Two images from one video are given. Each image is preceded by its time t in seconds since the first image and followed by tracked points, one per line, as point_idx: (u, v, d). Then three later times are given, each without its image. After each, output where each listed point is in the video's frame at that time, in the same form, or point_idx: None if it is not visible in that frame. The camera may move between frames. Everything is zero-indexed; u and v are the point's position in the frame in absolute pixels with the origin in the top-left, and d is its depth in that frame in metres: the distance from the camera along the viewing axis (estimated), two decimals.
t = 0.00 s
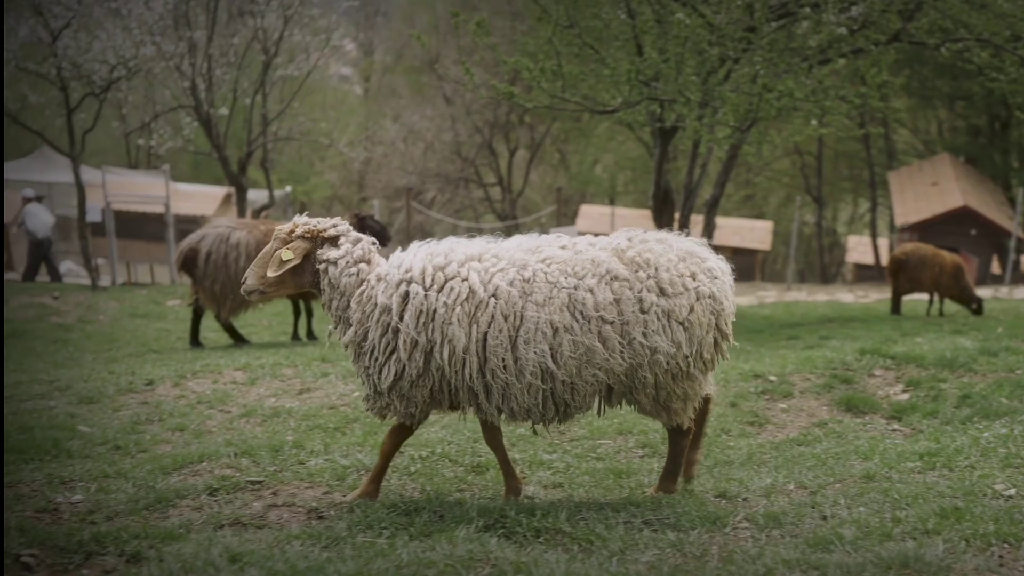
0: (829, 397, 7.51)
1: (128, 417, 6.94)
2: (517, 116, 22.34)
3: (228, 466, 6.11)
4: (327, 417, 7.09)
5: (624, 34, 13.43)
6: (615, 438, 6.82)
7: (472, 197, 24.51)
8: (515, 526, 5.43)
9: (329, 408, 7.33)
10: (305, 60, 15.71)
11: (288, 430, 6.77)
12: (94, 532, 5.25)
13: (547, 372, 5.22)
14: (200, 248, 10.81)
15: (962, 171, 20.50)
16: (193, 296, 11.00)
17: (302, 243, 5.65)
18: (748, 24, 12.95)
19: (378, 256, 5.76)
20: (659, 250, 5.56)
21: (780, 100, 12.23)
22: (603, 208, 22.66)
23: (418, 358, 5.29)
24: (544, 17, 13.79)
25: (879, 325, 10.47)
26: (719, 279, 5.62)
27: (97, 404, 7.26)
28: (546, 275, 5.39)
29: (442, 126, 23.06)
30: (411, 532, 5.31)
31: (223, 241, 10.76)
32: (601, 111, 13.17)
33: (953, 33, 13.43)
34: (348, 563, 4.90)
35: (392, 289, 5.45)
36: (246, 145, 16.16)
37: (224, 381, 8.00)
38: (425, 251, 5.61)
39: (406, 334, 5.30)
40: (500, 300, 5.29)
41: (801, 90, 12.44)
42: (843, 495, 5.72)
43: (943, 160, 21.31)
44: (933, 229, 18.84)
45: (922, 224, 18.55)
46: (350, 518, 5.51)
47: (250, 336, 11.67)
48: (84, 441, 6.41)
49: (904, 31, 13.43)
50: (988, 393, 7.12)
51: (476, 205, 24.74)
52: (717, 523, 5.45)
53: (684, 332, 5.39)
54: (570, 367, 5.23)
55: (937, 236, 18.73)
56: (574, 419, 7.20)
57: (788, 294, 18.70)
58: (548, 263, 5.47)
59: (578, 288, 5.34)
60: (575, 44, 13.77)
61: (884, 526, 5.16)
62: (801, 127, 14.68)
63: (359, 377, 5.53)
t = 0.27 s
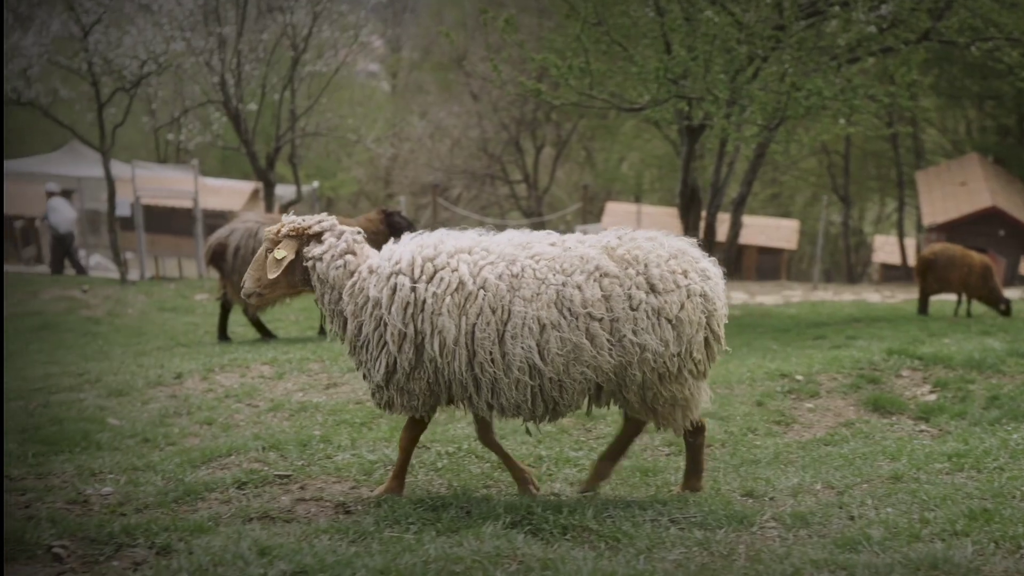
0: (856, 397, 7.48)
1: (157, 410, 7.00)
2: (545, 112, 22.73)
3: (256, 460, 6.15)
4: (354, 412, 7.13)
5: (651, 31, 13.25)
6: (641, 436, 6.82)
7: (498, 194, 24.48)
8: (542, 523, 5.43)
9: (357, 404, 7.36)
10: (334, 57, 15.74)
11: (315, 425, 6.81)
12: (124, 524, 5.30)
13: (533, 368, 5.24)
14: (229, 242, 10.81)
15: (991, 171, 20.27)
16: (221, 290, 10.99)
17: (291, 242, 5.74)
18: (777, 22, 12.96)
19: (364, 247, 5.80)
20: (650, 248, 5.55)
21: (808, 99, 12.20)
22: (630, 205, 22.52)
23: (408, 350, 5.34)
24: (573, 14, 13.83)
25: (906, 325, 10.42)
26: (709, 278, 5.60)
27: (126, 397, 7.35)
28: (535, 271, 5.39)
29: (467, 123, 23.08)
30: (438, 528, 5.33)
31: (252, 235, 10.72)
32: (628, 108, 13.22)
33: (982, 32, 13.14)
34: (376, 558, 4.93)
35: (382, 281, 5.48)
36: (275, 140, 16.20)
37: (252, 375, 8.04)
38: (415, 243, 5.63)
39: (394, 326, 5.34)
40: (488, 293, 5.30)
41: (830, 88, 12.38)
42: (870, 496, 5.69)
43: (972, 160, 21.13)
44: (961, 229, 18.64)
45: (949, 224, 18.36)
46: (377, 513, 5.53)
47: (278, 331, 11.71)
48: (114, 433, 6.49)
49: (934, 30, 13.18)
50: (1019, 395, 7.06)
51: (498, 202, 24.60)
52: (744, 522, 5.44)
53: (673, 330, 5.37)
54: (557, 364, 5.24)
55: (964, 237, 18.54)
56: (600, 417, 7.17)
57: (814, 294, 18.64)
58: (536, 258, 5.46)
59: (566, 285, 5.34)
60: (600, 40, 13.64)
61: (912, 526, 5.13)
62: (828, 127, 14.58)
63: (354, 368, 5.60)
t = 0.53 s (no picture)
0: (878, 396, 7.46)
1: (181, 407, 7.05)
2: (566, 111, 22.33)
3: (280, 457, 6.18)
4: (376, 410, 7.15)
5: (673, 30, 13.48)
6: (663, 435, 6.79)
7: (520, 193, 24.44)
8: (564, 522, 5.43)
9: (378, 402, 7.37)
10: (356, 56, 15.76)
11: (337, 422, 6.84)
12: (149, 520, 5.33)
13: (526, 363, 5.17)
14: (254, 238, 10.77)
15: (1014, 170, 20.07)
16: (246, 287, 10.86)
17: (275, 245, 5.81)
18: (799, 20, 12.90)
19: (349, 239, 5.80)
20: (652, 253, 5.48)
21: (830, 97, 12.17)
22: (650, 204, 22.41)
23: (399, 341, 5.30)
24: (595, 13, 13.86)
25: (928, 325, 10.37)
26: (708, 288, 5.54)
27: (150, 394, 7.39)
28: (533, 266, 5.33)
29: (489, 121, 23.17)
30: (461, 526, 5.34)
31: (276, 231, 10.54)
32: (650, 107, 13.30)
33: (1008, 30, 12.74)
34: (400, 555, 4.94)
35: (374, 273, 5.45)
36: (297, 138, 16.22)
37: (275, 373, 8.07)
38: (408, 234, 5.59)
39: (385, 316, 5.31)
40: (482, 285, 5.25)
41: (852, 87, 12.32)
42: (894, 496, 5.66)
43: (995, 159, 20.87)
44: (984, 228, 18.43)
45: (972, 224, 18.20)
46: (400, 511, 5.54)
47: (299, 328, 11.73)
48: (138, 430, 6.53)
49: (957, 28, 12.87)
50: None
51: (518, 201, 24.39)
52: (767, 522, 5.42)
53: (670, 337, 5.29)
54: (550, 362, 5.17)
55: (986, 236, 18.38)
56: (620, 418, 7.11)
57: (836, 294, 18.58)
58: (535, 253, 5.40)
59: (565, 283, 5.27)
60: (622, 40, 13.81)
61: (936, 526, 5.11)
62: (850, 125, 14.47)
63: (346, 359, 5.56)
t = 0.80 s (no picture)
0: (900, 397, 7.44)
1: (204, 403, 7.08)
2: (586, 110, 21.92)
3: (302, 454, 6.21)
4: (397, 409, 7.20)
5: (695, 30, 13.56)
6: (684, 434, 6.76)
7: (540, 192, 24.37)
8: (586, 520, 5.44)
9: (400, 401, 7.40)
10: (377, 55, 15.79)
11: (359, 420, 6.89)
12: (173, 517, 5.36)
13: (518, 361, 5.11)
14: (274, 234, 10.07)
15: None
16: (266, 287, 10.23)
17: (257, 253, 5.78)
18: (820, 20, 12.83)
19: (324, 240, 5.84)
20: (643, 257, 5.47)
21: (851, 96, 12.19)
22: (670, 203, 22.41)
23: (385, 337, 5.26)
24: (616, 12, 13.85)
25: (949, 326, 10.33)
26: (698, 291, 5.54)
27: (173, 391, 7.42)
28: (525, 264, 5.30)
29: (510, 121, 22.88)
30: (482, 524, 5.35)
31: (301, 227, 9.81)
32: (671, 106, 13.32)
33: None
34: (422, 553, 4.95)
35: (359, 270, 5.41)
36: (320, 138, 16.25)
37: (297, 371, 8.10)
38: (393, 232, 5.57)
39: (370, 313, 5.27)
40: (473, 281, 5.21)
41: (873, 87, 12.29)
42: (916, 496, 5.64)
43: (1016, 160, 20.65)
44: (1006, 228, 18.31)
45: (992, 224, 18.08)
46: (421, 509, 5.55)
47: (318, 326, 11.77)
48: (161, 426, 6.56)
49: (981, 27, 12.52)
50: None
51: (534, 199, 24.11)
52: (789, 522, 5.41)
53: (662, 340, 5.27)
54: (542, 361, 5.11)
55: (1006, 236, 18.27)
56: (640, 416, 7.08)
57: (856, 295, 18.52)
58: (528, 252, 5.39)
59: (558, 282, 5.23)
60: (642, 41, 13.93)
61: (960, 528, 5.09)
62: (872, 125, 14.38)
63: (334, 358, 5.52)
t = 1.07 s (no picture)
0: (923, 397, 7.41)
1: (229, 402, 7.13)
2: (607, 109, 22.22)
3: (325, 453, 6.25)
4: (421, 407, 7.26)
5: (716, 29, 13.69)
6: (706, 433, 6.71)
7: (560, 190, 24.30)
8: (609, 520, 5.43)
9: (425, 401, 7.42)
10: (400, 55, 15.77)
11: (383, 420, 6.94)
12: (199, 515, 5.39)
13: (504, 363, 5.15)
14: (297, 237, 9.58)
15: None
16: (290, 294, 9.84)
17: (253, 257, 5.77)
18: (842, 18, 12.75)
19: (318, 242, 5.80)
20: (628, 257, 5.39)
21: (874, 96, 12.07)
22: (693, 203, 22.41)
23: (377, 338, 5.31)
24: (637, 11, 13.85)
25: (972, 326, 10.28)
26: (688, 287, 5.43)
27: (198, 390, 7.46)
28: (509, 265, 5.28)
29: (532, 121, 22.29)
30: (506, 523, 5.36)
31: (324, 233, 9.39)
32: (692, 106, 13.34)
33: None
34: (447, 552, 4.97)
35: (349, 273, 5.43)
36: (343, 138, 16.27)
37: (322, 370, 8.12)
38: (383, 233, 5.57)
39: (361, 315, 5.32)
40: (460, 282, 5.23)
41: (896, 86, 12.20)
42: (939, 497, 5.61)
43: None
44: None
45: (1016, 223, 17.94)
46: (445, 508, 5.57)
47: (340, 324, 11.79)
48: (185, 425, 6.60)
49: (1005, 26, 12.30)
50: None
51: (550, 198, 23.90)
52: (813, 522, 5.40)
53: (646, 340, 5.21)
54: (525, 362, 5.13)
55: None
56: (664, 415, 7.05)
57: (878, 294, 18.42)
58: (513, 252, 5.36)
59: (540, 284, 5.20)
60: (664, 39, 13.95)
61: (984, 528, 5.06)
62: (893, 125, 14.28)
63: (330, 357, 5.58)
